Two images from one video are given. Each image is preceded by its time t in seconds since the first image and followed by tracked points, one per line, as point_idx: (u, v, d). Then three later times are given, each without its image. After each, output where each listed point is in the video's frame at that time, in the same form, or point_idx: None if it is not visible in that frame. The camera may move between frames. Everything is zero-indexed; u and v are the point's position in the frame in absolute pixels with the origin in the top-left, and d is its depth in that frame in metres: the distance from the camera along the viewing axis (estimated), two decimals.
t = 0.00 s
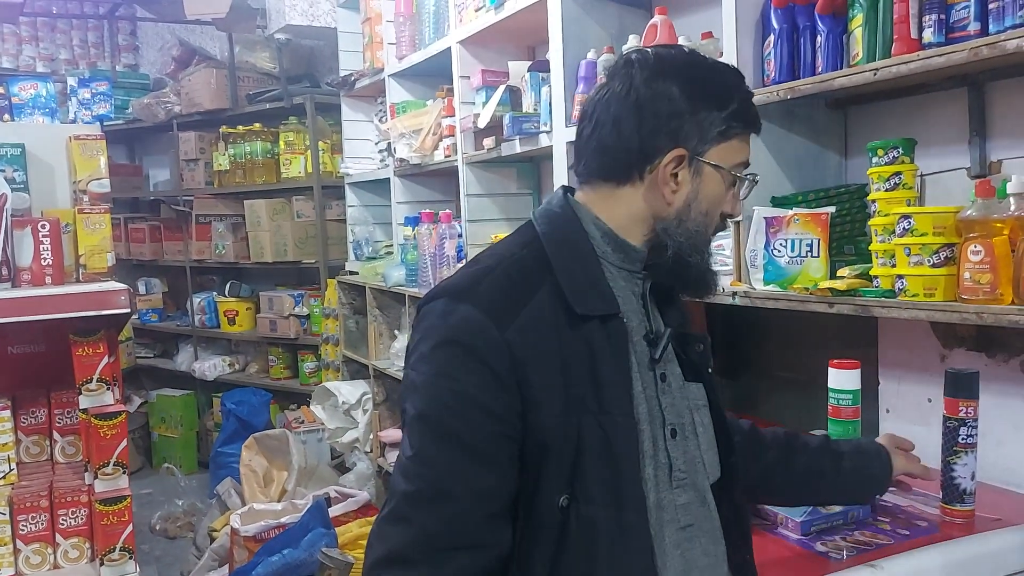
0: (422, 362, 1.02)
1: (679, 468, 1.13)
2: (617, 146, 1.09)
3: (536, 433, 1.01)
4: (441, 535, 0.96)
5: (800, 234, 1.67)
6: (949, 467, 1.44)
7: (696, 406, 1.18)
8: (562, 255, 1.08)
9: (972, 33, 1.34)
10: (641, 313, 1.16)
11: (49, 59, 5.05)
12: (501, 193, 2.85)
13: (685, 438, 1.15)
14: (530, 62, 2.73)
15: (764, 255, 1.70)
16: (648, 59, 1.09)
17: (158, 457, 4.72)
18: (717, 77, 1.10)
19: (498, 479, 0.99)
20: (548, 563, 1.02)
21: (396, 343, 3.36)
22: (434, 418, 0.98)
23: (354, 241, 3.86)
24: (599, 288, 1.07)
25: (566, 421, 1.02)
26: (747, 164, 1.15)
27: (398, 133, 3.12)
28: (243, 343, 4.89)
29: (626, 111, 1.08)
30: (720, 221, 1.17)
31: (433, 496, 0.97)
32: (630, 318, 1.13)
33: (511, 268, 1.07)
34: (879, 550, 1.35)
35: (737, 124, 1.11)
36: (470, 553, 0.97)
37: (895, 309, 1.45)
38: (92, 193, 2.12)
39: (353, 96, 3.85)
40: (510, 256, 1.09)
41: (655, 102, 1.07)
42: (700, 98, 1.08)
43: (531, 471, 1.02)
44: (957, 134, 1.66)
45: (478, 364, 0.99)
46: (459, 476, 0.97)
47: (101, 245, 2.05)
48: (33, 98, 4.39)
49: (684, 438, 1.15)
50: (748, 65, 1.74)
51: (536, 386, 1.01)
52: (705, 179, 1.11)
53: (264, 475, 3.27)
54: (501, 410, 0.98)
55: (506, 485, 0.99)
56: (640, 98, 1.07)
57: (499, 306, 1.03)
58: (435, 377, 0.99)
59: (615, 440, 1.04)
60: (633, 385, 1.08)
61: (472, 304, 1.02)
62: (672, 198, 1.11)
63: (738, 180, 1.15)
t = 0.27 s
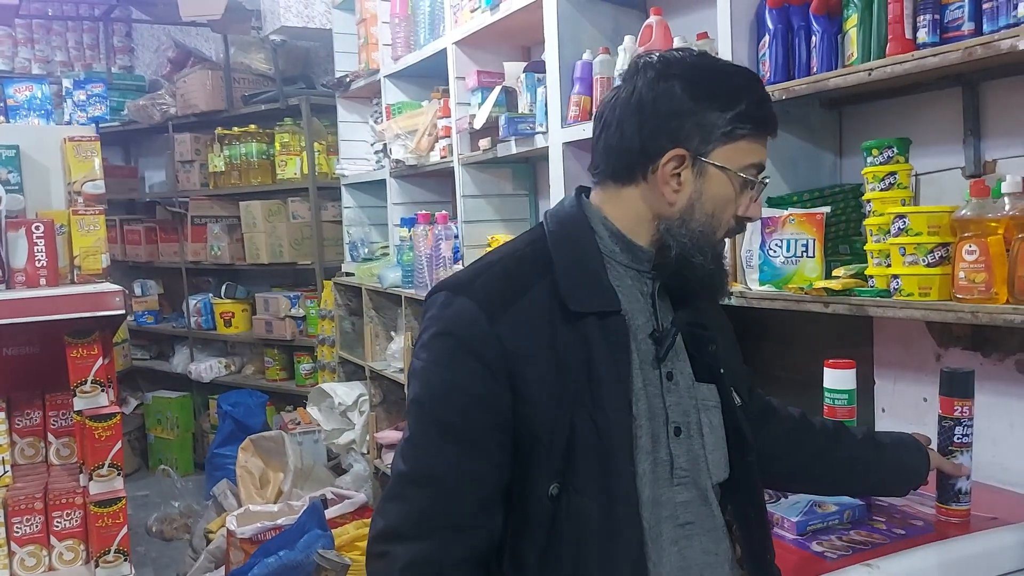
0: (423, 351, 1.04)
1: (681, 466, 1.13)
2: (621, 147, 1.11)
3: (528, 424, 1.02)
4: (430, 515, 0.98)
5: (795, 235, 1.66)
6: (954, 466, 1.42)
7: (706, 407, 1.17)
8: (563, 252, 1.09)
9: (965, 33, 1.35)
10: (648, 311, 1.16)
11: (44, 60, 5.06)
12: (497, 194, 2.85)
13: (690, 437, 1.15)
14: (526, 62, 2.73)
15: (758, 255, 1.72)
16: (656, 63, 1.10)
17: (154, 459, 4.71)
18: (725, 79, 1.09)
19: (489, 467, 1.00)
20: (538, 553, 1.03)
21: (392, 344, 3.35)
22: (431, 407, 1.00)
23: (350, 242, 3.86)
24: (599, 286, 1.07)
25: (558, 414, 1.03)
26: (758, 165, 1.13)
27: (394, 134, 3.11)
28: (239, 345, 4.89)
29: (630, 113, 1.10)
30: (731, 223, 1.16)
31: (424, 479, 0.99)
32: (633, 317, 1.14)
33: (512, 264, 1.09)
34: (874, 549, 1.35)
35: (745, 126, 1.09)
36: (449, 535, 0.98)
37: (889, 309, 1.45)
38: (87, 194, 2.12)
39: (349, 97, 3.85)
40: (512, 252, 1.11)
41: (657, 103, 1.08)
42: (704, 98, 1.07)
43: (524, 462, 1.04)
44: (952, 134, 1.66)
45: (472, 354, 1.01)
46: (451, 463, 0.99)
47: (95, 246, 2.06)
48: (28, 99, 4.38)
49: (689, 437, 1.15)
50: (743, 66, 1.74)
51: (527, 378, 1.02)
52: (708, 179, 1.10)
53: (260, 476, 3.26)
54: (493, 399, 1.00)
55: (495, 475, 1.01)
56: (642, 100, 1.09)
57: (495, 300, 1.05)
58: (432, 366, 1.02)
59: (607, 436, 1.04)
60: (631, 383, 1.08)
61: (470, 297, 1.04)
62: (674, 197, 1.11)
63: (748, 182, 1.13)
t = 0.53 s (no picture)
0: (425, 340, 1.05)
1: (680, 462, 1.13)
2: (626, 148, 1.11)
3: (525, 415, 1.02)
4: (427, 498, 0.99)
5: (791, 233, 1.66)
6: (957, 461, 1.42)
7: (707, 404, 1.17)
8: (565, 247, 1.09)
9: (960, 32, 1.35)
10: (650, 308, 1.16)
11: (39, 61, 5.07)
12: (493, 194, 2.84)
13: (690, 434, 1.14)
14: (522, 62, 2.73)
15: (755, 254, 1.72)
16: (663, 64, 1.10)
17: (150, 460, 4.70)
18: (732, 81, 1.08)
19: (484, 455, 1.00)
20: (530, 540, 1.03)
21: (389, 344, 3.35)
22: (430, 395, 1.01)
23: (346, 242, 3.86)
24: (599, 280, 1.07)
25: (555, 405, 1.03)
26: (763, 167, 1.12)
27: (390, 134, 3.11)
28: (235, 346, 4.88)
29: (635, 114, 1.10)
30: (736, 224, 1.15)
31: (424, 463, 1.00)
32: (634, 313, 1.14)
33: (515, 257, 1.09)
34: (870, 548, 1.35)
35: (750, 127, 1.09)
36: (450, 518, 1.00)
37: (885, 307, 1.45)
38: (80, 193, 2.12)
39: (345, 97, 3.85)
40: (515, 245, 1.12)
41: (662, 104, 1.08)
42: (709, 100, 1.07)
43: (520, 451, 1.04)
44: (947, 132, 1.66)
45: (471, 344, 1.01)
46: (447, 450, 0.99)
47: (89, 246, 2.06)
48: (23, 99, 4.38)
49: (689, 434, 1.14)
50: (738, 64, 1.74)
51: (524, 370, 1.02)
52: (713, 180, 1.09)
53: (256, 477, 3.25)
54: (490, 389, 1.00)
55: (489, 464, 1.01)
56: (648, 101, 1.08)
57: (494, 291, 1.05)
58: (433, 355, 1.03)
59: (602, 430, 1.03)
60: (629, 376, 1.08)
61: (470, 288, 1.05)
62: (677, 198, 1.11)
63: (754, 183, 1.12)
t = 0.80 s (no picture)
0: (425, 336, 1.04)
1: (679, 459, 1.12)
2: (624, 148, 1.10)
3: (525, 412, 1.02)
4: (428, 493, 0.99)
5: (789, 232, 1.66)
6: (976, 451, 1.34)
7: (705, 401, 1.17)
8: (564, 245, 1.09)
9: (957, 30, 1.34)
10: (649, 305, 1.15)
11: (36, 61, 5.06)
12: (491, 194, 2.84)
13: (689, 431, 1.14)
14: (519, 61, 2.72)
15: (752, 253, 1.72)
16: (661, 65, 1.09)
17: (147, 461, 4.69)
18: (729, 83, 1.08)
19: (484, 451, 1.00)
20: (529, 534, 1.03)
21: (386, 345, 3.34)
22: (430, 391, 1.00)
23: (344, 242, 3.85)
24: (598, 277, 1.07)
25: (555, 402, 1.02)
26: (758, 168, 1.12)
27: (387, 134, 3.11)
28: (232, 347, 4.87)
29: (633, 114, 1.09)
30: (730, 225, 1.14)
31: (424, 458, 1.00)
32: (634, 310, 1.13)
33: (515, 254, 1.09)
34: (868, 547, 1.35)
35: (746, 129, 1.08)
36: (451, 514, 1.00)
37: (884, 306, 1.45)
38: (75, 193, 2.11)
39: (342, 97, 3.84)
40: (515, 243, 1.11)
41: (659, 104, 1.07)
42: (707, 101, 1.06)
43: (519, 448, 1.03)
44: (945, 131, 1.66)
45: (471, 340, 1.00)
46: (447, 446, 0.99)
47: (84, 246, 2.05)
48: (19, 100, 4.36)
49: (689, 430, 1.14)
50: (736, 63, 1.73)
51: (524, 367, 1.01)
52: (708, 181, 1.09)
53: (254, 479, 3.24)
54: (490, 386, 1.00)
55: (490, 461, 1.00)
56: (645, 101, 1.08)
57: (493, 288, 1.04)
58: (432, 351, 1.02)
59: (602, 425, 1.03)
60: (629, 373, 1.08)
61: (470, 285, 1.04)
62: (672, 199, 1.10)
63: (750, 185, 1.11)
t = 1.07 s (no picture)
0: (422, 336, 1.05)
1: (675, 460, 1.12)
2: (616, 149, 1.11)
3: (520, 410, 1.02)
4: (429, 490, 0.98)
5: (788, 232, 1.66)
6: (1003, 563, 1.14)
7: (701, 403, 1.17)
8: (560, 246, 1.09)
9: (955, 31, 1.35)
10: (645, 306, 1.15)
11: (32, 62, 5.04)
12: (489, 195, 2.84)
13: (686, 432, 1.14)
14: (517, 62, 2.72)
15: (751, 253, 1.72)
16: (652, 67, 1.09)
17: (145, 463, 4.68)
18: (718, 82, 1.07)
19: (483, 448, 1.00)
20: (527, 530, 1.04)
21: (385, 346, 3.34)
22: (427, 389, 1.00)
23: (342, 243, 3.83)
24: (592, 277, 1.07)
25: (548, 400, 1.03)
26: (751, 167, 1.11)
27: (385, 135, 3.11)
28: (230, 348, 4.87)
29: (624, 116, 1.10)
30: (725, 225, 1.14)
31: (422, 455, 0.99)
32: (629, 311, 1.13)
33: (511, 255, 1.09)
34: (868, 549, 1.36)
35: (743, 131, 1.09)
36: (452, 517, 0.99)
37: (883, 307, 1.45)
38: (73, 195, 2.11)
39: (340, 98, 3.84)
40: (511, 244, 1.11)
41: (650, 105, 1.07)
42: (696, 100, 1.06)
43: (515, 446, 1.03)
44: (943, 131, 1.67)
45: (466, 339, 1.01)
46: (444, 443, 0.99)
47: (83, 248, 2.05)
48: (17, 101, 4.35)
49: (685, 431, 1.14)
50: (734, 64, 1.73)
51: (519, 365, 1.02)
52: (699, 180, 1.08)
53: (253, 480, 3.23)
54: (486, 385, 1.00)
55: (486, 460, 1.00)
56: (636, 102, 1.08)
57: (489, 288, 1.04)
58: (428, 351, 1.02)
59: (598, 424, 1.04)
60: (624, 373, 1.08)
61: (465, 285, 1.05)
62: (663, 199, 1.10)
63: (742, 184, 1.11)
